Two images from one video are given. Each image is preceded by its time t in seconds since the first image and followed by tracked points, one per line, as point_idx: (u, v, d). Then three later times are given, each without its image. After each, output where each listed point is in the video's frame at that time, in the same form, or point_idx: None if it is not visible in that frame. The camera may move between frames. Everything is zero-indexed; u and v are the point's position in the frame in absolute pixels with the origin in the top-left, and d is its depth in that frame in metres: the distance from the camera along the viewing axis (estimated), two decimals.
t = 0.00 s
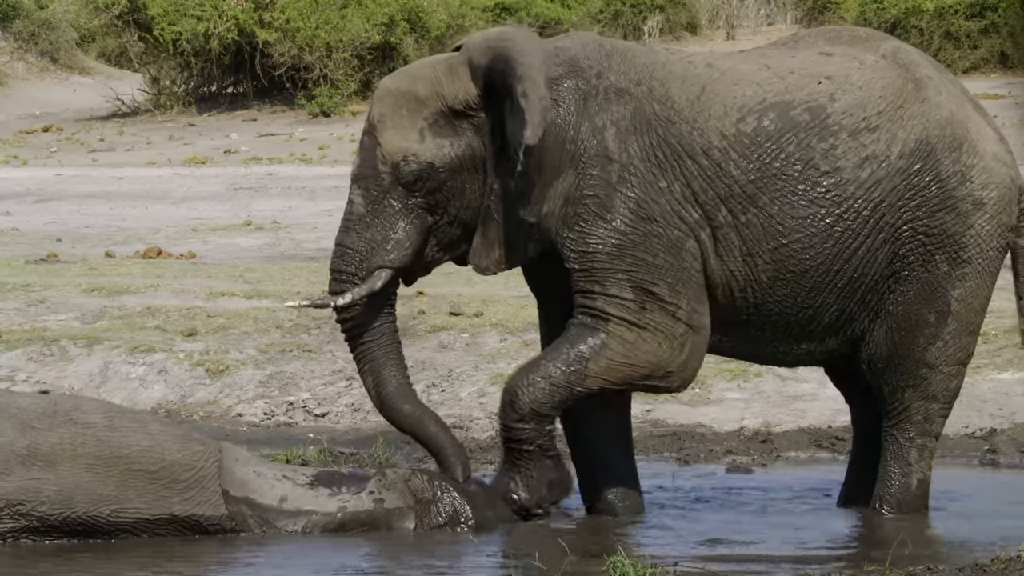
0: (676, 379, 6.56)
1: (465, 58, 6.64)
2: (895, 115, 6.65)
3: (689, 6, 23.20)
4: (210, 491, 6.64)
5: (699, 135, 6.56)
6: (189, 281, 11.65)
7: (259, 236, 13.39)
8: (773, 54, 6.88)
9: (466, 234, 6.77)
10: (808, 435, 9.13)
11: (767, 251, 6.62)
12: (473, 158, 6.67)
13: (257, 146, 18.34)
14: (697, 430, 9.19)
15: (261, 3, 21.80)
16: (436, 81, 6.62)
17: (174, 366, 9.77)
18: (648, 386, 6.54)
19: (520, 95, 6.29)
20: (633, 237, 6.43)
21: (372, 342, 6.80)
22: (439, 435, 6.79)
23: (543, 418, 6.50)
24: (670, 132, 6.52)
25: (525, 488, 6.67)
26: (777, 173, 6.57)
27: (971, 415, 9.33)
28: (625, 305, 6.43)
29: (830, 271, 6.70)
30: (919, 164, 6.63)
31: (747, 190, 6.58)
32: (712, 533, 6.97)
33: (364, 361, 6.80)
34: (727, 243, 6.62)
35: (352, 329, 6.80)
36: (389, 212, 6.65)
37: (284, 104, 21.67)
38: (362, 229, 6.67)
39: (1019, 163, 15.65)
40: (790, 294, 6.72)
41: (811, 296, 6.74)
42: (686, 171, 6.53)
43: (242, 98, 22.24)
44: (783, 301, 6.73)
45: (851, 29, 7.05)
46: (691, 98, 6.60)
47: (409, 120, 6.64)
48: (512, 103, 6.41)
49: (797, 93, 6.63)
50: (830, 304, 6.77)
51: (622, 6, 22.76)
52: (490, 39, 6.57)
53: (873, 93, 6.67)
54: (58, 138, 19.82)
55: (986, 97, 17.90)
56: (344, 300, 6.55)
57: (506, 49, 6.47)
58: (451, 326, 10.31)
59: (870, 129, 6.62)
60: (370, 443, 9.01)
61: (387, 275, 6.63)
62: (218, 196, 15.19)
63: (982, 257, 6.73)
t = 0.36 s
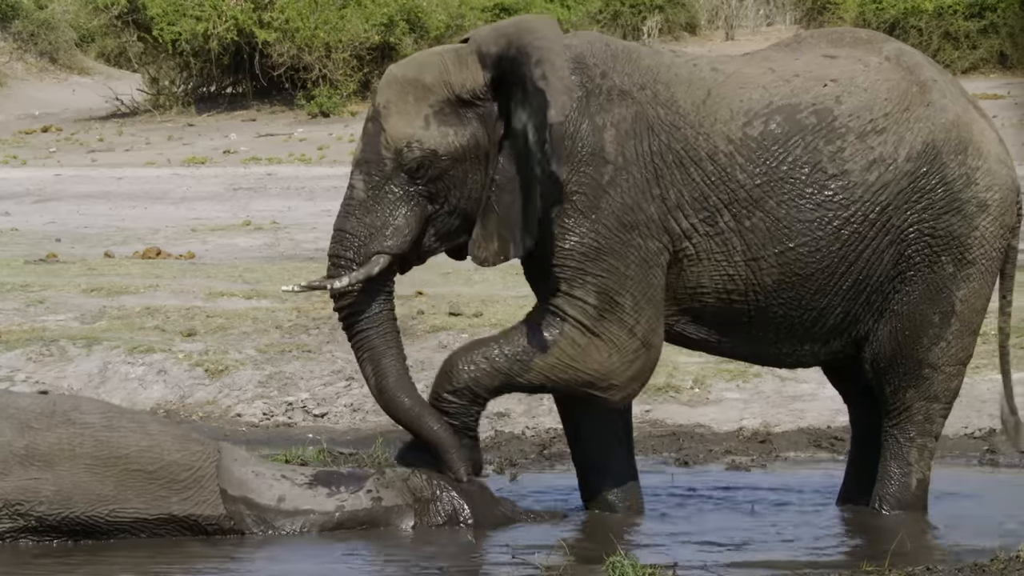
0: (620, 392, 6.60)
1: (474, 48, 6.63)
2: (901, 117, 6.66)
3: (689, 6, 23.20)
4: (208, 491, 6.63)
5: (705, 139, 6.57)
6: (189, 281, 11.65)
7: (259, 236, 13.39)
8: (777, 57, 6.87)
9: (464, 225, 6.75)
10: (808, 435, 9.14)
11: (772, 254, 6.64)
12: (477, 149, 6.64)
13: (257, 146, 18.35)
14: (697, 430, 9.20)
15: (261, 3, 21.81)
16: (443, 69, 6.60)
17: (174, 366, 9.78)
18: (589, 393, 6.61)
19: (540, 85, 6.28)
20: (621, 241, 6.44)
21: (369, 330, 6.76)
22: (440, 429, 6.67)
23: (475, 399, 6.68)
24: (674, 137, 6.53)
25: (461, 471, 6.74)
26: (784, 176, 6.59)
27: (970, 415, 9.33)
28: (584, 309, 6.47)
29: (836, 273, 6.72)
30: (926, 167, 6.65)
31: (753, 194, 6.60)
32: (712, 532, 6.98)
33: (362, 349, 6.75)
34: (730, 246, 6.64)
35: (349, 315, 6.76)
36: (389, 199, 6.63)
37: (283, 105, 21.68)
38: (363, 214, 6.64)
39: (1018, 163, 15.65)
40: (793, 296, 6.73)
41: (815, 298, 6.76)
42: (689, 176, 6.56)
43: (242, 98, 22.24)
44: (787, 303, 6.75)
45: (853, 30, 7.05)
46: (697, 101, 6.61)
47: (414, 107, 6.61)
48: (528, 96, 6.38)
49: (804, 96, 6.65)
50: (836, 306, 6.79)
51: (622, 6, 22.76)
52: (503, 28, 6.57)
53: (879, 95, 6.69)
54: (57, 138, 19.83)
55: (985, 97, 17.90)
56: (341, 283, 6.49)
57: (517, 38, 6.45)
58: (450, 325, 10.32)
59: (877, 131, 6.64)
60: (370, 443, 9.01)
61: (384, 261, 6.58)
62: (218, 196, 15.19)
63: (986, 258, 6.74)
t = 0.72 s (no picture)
0: (625, 398, 6.62)
1: (481, 50, 6.59)
2: (903, 117, 6.68)
3: (688, 6, 23.17)
4: (207, 491, 6.63)
5: (711, 138, 6.56)
6: (188, 281, 11.65)
7: (258, 236, 13.39)
8: (779, 56, 6.86)
9: (466, 228, 6.72)
10: (807, 435, 9.14)
11: (777, 253, 6.65)
12: (481, 153, 6.60)
13: (256, 146, 18.35)
14: (696, 430, 9.20)
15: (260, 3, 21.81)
16: (450, 71, 6.56)
17: (173, 366, 9.77)
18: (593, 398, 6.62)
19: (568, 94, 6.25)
20: (625, 241, 6.42)
21: (363, 333, 6.73)
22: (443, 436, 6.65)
23: (477, 414, 6.73)
24: (681, 135, 6.53)
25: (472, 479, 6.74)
26: (790, 175, 6.59)
27: (969, 415, 9.33)
28: (587, 316, 6.48)
29: (840, 272, 6.72)
30: (928, 166, 6.67)
31: (759, 193, 6.60)
32: (710, 532, 6.98)
33: (355, 353, 6.72)
34: (734, 245, 6.64)
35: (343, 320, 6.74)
36: (392, 201, 6.60)
37: (282, 105, 21.68)
38: (364, 214, 6.61)
39: (1016, 164, 15.64)
40: (797, 296, 6.73)
41: (818, 297, 6.76)
42: (696, 174, 6.55)
43: (241, 98, 22.24)
44: (791, 303, 6.75)
45: (851, 30, 7.05)
46: (702, 99, 6.59)
47: (419, 109, 6.58)
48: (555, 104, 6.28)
49: (807, 95, 6.65)
50: (838, 305, 6.80)
51: (621, 6, 22.76)
52: (520, 34, 6.53)
53: (880, 95, 6.69)
54: (57, 138, 19.83)
55: (983, 97, 17.87)
56: (345, 283, 6.46)
57: (542, 49, 6.39)
58: (449, 326, 10.32)
59: (880, 130, 6.65)
60: (369, 443, 9.02)
61: (385, 263, 6.56)
62: (217, 196, 15.19)
63: (983, 258, 6.78)
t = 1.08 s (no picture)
0: (616, 393, 6.55)
1: (495, 44, 6.50)
2: (906, 119, 6.69)
3: (687, 6, 23.13)
4: (206, 491, 6.63)
5: (716, 138, 6.54)
6: (187, 281, 11.65)
7: (257, 236, 13.38)
8: (780, 58, 6.87)
9: (473, 221, 6.58)
10: (806, 435, 9.14)
11: (780, 254, 6.63)
12: (493, 145, 6.48)
13: (255, 146, 18.34)
14: (695, 430, 9.20)
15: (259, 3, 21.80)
16: (464, 64, 6.45)
17: (172, 366, 9.77)
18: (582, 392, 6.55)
19: (611, 85, 6.20)
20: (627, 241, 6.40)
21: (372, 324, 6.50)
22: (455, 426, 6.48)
23: (467, 395, 6.56)
24: (686, 135, 6.51)
25: (476, 481, 6.72)
26: (794, 176, 6.58)
27: (968, 416, 9.33)
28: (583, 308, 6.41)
29: (842, 272, 6.73)
30: (930, 168, 6.70)
31: (763, 194, 6.58)
32: (708, 532, 6.99)
33: (365, 343, 6.48)
34: (737, 245, 6.61)
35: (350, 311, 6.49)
36: (402, 191, 6.42)
37: (281, 105, 21.67)
38: (375, 205, 6.41)
39: (1015, 164, 15.62)
40: (797, 295, 6.74)
41: (820, 298, 6.77)
42: (701, 175, 6.53)
43: (240, 98, 22.23)
44: (792, 302, 6.75)
45: (851, 31, 7.06)
46: (707, 100, 6.58)
47: (432, 100, 6.43)
48: (585, 97, 6.23)
49: (811, 96, 6.64)
50: (838, 305, 6.81)
51: (620, 6, 22.74)
52: (535, 31, 6.46)
53: (883, 96, 6.70)
54: (56, 138, 19.83)
55: (982, 97, 17.84)
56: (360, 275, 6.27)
57: (575, 43, 6.32)
58: (448, 326, 10.32)
59: (883, 132, 6.66)
60: (368, 443, 9.02)
61: (397, 254, 6.38)
62: (216, 196, 15.19)
63: (982, 258, 6.85)
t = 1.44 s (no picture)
0: (611, 395, 6.47)
1: (504, 37, 6.35)
2: (905, 119, 6.71)
3: (685, 7, 23.13)
4: (204, 491, 6.63)
5: (718, 138, 6.49)
6: (185, 281, 11.64)
7: (255, 236, 13.39)
8: (778, 60, 6.88)
9: (483, 216, 6.40)
10: (803, 435, 9.14)
11: (782, 254, 6.59)
12: (502, 138, 6.32)
13: (253, 147, 18.34)
14: (693, 430, 9.20)
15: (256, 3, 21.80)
16: (474, 57, 6.29)
17: (169, 366, 9.77)
18: (580, 394, 6.46)
19: (644, 73, 6.16)
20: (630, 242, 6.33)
21: (383, 321, 6.25)
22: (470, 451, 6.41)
23: (468, 399, 6.43)
24: (689, 136, 6.47)
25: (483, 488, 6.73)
26: (796, 177, 6.55)
27: (966, 416, 9.33)
28: (583, 308, 6.32)
29: (843, 272, 6.72)
30: (930, 168, 6.72)
31: (765, 194, 6.54)
32: (706, 532, 6.99)
33: (378, 343, 6.27)
34: (740, 245, 6.56)
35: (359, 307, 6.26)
36: (412, 186, 6.18)
37: (279, 105, 21.68)
38: (384, 200, 6.17)
39: (1012, 164, 15.64)
40: (800, 296, 6.70)
41: (822, 298, 6.75)
42: (703, 175, 6.48)
43: (237, 98, 22.23)
44: (793, 303, 6.72)
45: (847, 33, 7.10)
46: (709, 100, 6.52)
47: (441, 94, 6.24)
48: (613, 86, 6.19)
49: (811, 98, 6.63)
50: (839, 305, 6.80)
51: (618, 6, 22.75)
52: (550, 22, 6.32)
53: (883, 96, 6.72)
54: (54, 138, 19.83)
55: (980, 98, 17.85)
56: (371, 270, 6.02)
57: (597, 33, 6.23)
58: (446, 326, 10.32)
59: (883, 133, 6.66)
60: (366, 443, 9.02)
61: (408, 249, 6.12)
62: (214, 196, 15.19)
63: (982, 257, 6.90)
